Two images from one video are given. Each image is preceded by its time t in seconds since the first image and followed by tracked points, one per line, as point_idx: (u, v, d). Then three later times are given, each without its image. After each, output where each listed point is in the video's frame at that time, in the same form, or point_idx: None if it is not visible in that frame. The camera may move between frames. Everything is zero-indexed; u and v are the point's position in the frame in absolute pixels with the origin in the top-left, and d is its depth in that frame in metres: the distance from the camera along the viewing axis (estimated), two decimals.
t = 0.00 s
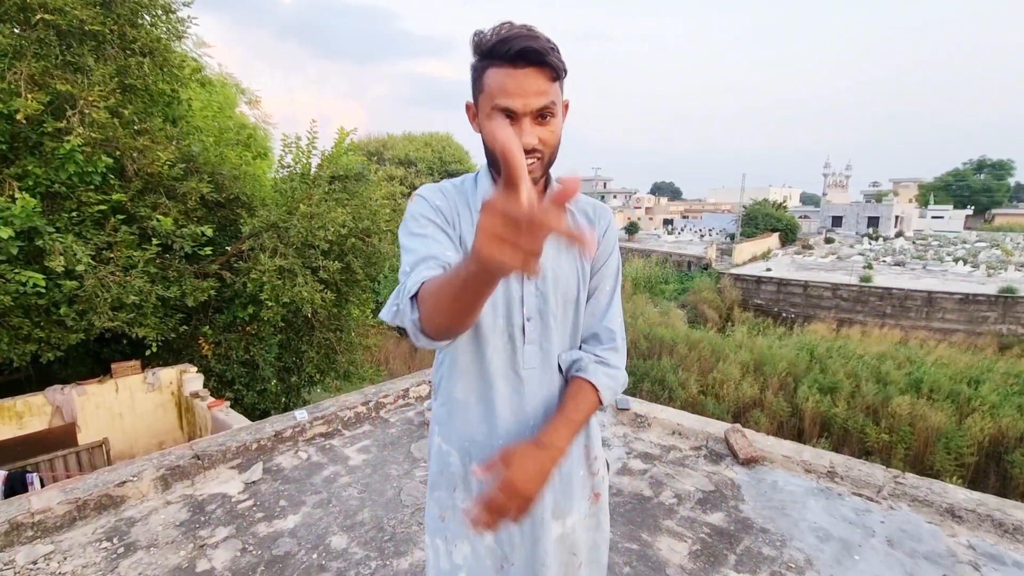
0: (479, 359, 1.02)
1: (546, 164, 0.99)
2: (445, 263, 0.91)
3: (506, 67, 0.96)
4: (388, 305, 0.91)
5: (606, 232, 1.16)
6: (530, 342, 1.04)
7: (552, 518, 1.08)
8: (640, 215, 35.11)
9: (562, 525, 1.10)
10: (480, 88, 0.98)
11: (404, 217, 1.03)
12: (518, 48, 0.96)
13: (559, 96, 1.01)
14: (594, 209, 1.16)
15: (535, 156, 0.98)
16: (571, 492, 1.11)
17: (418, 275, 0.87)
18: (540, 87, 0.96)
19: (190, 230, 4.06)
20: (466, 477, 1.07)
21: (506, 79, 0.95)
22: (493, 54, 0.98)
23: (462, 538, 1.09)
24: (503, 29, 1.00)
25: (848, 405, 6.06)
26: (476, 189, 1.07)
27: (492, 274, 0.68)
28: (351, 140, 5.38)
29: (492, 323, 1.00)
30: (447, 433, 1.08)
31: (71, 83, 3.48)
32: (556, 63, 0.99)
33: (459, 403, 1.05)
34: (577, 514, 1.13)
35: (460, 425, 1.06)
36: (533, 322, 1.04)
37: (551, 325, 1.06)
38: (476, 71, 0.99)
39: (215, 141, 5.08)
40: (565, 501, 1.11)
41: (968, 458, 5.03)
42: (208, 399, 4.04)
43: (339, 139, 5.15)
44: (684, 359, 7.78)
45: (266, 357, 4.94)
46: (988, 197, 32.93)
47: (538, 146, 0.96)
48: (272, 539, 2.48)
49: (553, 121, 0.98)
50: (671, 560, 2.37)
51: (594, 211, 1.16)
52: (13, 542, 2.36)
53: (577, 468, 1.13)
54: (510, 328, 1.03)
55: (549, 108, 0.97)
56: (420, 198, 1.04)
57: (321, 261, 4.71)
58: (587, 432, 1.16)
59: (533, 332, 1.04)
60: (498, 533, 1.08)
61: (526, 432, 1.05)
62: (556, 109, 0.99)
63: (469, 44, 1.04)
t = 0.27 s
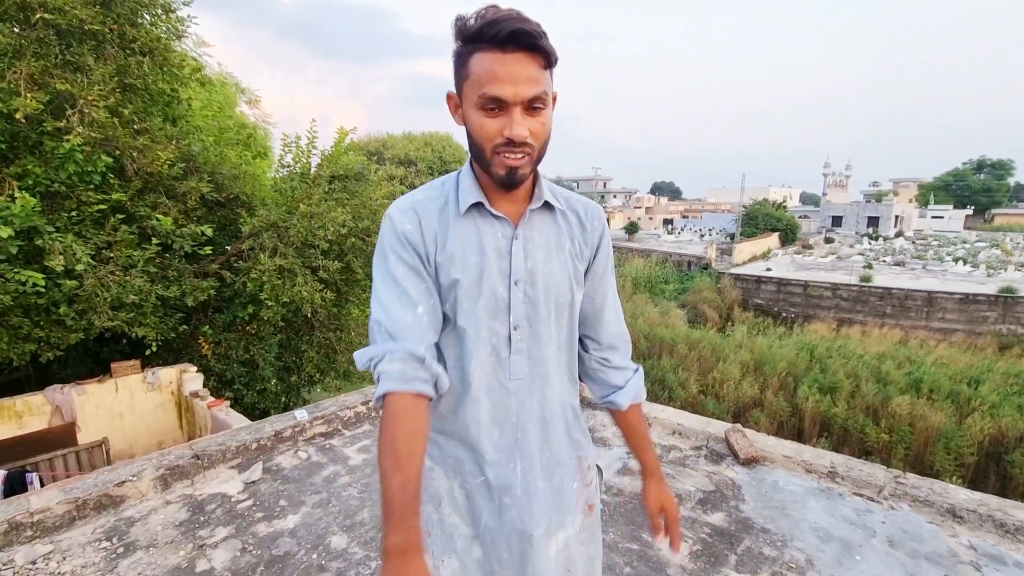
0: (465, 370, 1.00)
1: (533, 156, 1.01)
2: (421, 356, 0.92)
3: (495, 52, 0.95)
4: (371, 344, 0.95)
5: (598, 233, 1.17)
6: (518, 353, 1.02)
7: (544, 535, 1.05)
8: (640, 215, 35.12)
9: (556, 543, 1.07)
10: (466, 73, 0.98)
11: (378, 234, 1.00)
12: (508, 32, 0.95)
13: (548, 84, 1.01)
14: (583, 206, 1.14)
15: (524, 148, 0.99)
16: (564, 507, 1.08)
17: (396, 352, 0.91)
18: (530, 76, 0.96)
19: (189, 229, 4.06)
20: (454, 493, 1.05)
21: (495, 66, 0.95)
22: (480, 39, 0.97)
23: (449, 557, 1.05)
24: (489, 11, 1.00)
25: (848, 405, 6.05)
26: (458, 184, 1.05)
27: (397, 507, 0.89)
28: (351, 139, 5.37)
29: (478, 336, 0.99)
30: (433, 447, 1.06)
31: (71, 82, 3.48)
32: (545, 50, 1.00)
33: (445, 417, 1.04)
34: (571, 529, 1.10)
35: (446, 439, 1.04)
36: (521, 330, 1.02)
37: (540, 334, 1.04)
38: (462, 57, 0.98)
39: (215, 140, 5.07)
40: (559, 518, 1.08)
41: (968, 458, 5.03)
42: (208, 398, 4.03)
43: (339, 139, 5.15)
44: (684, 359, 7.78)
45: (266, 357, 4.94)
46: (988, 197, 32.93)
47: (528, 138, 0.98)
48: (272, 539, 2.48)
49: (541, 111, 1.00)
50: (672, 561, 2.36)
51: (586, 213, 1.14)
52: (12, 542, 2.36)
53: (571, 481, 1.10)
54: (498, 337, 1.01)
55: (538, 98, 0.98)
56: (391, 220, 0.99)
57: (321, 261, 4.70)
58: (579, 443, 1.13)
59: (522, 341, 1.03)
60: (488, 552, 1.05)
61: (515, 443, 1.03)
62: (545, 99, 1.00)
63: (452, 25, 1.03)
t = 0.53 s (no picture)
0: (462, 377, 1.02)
1: (530, 152, 1.00)
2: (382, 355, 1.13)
3: (487, 40, 0.95)
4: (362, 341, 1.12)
5: (598, 230, 1.17)
6: (516, 363, 1.01)
7: (543, 544, 1.05)
8: (640, 215, 35.11)
9: (555, 550, 1.08)
10: (457, 63, 0.97)
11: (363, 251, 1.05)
12: (500, 20, 0.95)
13: (543, 76, 1.01)
14: (578, 196, 1.14)
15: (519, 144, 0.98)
16: (566, 518, 1.08)
17: (371, 347, 1.12)
18: (524, 66, 0.96)
19: (189, 229, 4.06)
20: (452, 502, 1.06)
21: (489, 56, 0.95)
22: (472, 29, 0.97)
23: (447, 562, 1.08)
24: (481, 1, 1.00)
25: (848, 405, 6.05)
26: (449, 187, 1.05)
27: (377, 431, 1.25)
28: (351, 139, 5.36)
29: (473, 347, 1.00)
30: (432, 453, 1.08)
31: (71, 81, 3.47)
32: (539, 39, 1.00)
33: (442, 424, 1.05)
34: (572, 537, 1.10)
35: (444, 447, 1.05)
36: (519, 339, 1.01)
37: (538, 342, 1.03)
38: (453, 47, 0.98)
39: (215, 140, 5.07)
40: (559, 526, 1.08)
41: (967, 459, 5.03)
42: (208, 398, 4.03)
43: (339, 138, 5.14)
44: (684, 359, 7.78)
45: (266, 357, 4.94)
46: (988, 198, 32.92)
47: (524, 132, 0.97)
48: (272, 539, 2.48)
49: (536, 103, 0.99)
50: (672, 561, 2.36)
51: (584, 212, 1.14)
52: (12, 541, 2.36)
53: (573, 491, 1.10)
54: (493, 347, 1.01)
55: (532, 88, 0.97)
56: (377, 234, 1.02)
57: (321, 260, 4.70)
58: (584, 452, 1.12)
59: (520, 351, 1.01)
60: (485, 559, 1.07)
61: (514, 455, 1.02)
62: (539, 90, 0.99)
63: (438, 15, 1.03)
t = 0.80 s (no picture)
0: (463, 372, 1.02)
1: (528, 152, 0.99)
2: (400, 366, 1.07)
3: (485, 46, 0.95)
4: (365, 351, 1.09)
5: (601, 229, 1.10)
6: (515, 357, 1.01)
7: (543, 538, 1.05)
8: (640, 215, 35.10)
9: (555, 545, 1.07)
10: (458, 69, 0.98)
11: (374, 248, 1.05)
12: (496, 26, 0.95)
13: (542, 80, 1.00)
14: (584, 202, 1.10)
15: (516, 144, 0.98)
16: (565, 512, 1.08)
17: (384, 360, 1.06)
18: (520, 69, 0.95)
19: (190, 228, 4.05)
20: (453, 494, 1.06)
21: (485, 61, 0.95)
22: (472, 37, 0.97)
23: (448, 555, 1.07)
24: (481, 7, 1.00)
25: (848, 405, 6.05)
26: (453, 186, 1.06)
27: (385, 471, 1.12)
28: (351, 139, 5.36)
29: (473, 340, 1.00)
30: (435, 445, 1.08)
31: (72, 80, 3.47)
32: (536, 44, 0.99)
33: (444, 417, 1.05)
34: (571, 534, 1.10)
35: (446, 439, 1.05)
36: (518, 333, 1.01)
37: (538, 337, 1.02)
38: (454, 56, 0.99)
39: (215, 139, 5.07)
40: (558, 521, 1.07)
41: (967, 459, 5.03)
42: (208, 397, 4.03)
43: (339, 137, 5.14)
44: (684, 359, 7.78)
45: (266, 356, 4.94)
46: (989, 198, 32.91)
47: (520, 134, 0.96)
48: (272, 538, 2.48)
49: (534, 106, 0.98)
50: (672, 561, 2.36)
51: (587, 211, 1.09)
52: (12, 541, 2.35)
53: (573, 486, 1.09)
54: (493, 340, 1.01)
55: (529, 92, 0.97)
56: (386, 228, 1.04)
57: (321, 260, 4.70)
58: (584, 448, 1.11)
59: (519, 344, 1.01)
60: (485, 553, 1.06)
61: (513, 449, 1.02)
62: (537, 93, 0.98)
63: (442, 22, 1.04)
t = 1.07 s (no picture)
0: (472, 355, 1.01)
1: (539, 151, 0.99)
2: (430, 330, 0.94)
3: (500, 53, 0.96)
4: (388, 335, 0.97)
5: (606, 224, 1.09)
6: (524, 341, 1.03)
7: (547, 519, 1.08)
8: (640, 215, 35.10)
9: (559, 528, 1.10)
10: (476, 77, 0.98)
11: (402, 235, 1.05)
12: (511, 34, 0.96)
13: (553, 86, 1.00)
14: (596, 202, 1.10)
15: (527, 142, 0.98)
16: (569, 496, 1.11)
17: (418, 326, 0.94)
18: (534, 73, 0.95)
19: (190, 227, 4.05)
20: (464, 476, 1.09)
21: (500, 65, 0.95)
22: (488, 45, 0.99)
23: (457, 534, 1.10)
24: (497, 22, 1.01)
25: (848, 406, 6.05)
26: (474, 183, 1.08)
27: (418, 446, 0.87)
28: (352, 138, 5.36)
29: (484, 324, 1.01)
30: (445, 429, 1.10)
31: (72, 79, 3.47)
32: (549, 54, 0.99)
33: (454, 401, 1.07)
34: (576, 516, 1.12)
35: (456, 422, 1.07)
36: (527, 317, 1.02)
37: (547, 323, 1.03)
38: (473, 63, 0.99)
39: (216, 138, 5.07)
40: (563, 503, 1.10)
41: (968, 459, 5.03)
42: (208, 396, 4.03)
43: (340, 137, 5.13)
44: (684, 359, 7.78)
45: (267, 356, 4.95)
46: (989, 198, 32.88)
47: (532, 133, 0.96)
48: (272, 538, 2.48)
49: (546, 109, 0.98)
50: (672, 561, 2.36)
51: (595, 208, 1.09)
52: (12, 540, 2.35)
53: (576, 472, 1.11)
54: (504, 324, 1.03)
55: (542, 96, 0.97)
56: (412, 218, 1.04)
57: (322, 260, 4.70)
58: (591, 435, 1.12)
59: (529, 329, 1.03)
60: (493, 534, 1.09)
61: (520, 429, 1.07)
62: (549, 97, 0.98)
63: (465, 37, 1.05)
